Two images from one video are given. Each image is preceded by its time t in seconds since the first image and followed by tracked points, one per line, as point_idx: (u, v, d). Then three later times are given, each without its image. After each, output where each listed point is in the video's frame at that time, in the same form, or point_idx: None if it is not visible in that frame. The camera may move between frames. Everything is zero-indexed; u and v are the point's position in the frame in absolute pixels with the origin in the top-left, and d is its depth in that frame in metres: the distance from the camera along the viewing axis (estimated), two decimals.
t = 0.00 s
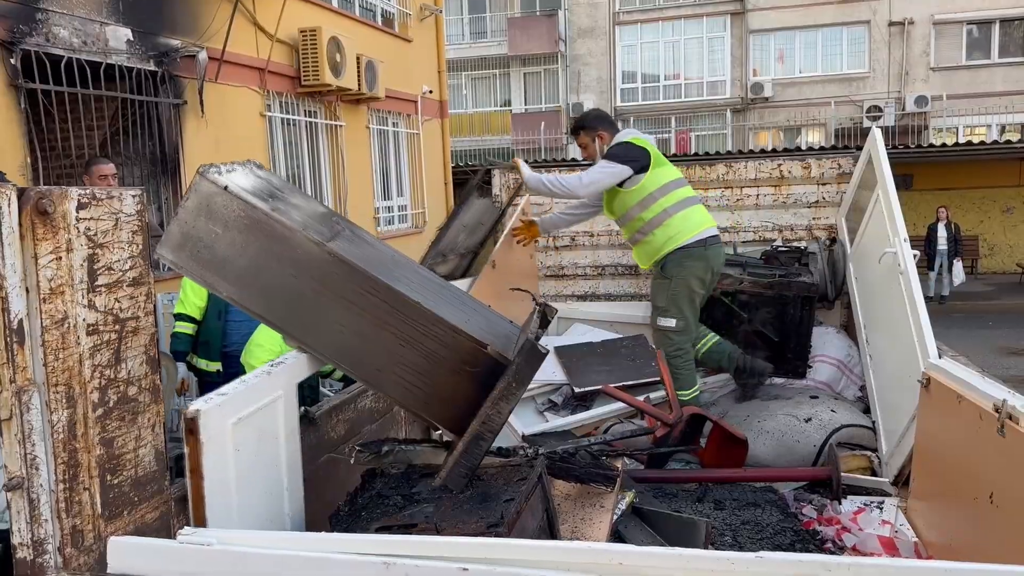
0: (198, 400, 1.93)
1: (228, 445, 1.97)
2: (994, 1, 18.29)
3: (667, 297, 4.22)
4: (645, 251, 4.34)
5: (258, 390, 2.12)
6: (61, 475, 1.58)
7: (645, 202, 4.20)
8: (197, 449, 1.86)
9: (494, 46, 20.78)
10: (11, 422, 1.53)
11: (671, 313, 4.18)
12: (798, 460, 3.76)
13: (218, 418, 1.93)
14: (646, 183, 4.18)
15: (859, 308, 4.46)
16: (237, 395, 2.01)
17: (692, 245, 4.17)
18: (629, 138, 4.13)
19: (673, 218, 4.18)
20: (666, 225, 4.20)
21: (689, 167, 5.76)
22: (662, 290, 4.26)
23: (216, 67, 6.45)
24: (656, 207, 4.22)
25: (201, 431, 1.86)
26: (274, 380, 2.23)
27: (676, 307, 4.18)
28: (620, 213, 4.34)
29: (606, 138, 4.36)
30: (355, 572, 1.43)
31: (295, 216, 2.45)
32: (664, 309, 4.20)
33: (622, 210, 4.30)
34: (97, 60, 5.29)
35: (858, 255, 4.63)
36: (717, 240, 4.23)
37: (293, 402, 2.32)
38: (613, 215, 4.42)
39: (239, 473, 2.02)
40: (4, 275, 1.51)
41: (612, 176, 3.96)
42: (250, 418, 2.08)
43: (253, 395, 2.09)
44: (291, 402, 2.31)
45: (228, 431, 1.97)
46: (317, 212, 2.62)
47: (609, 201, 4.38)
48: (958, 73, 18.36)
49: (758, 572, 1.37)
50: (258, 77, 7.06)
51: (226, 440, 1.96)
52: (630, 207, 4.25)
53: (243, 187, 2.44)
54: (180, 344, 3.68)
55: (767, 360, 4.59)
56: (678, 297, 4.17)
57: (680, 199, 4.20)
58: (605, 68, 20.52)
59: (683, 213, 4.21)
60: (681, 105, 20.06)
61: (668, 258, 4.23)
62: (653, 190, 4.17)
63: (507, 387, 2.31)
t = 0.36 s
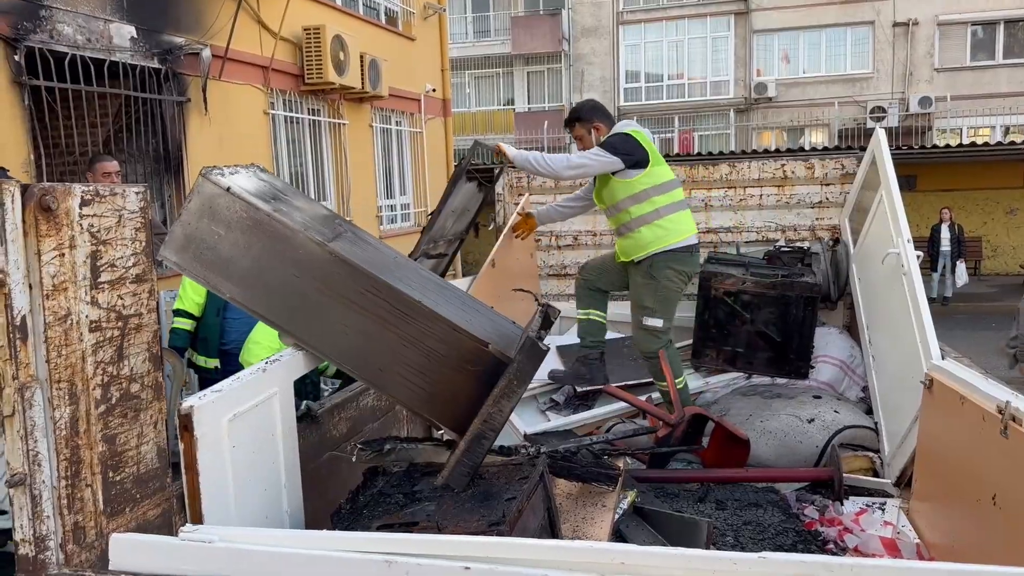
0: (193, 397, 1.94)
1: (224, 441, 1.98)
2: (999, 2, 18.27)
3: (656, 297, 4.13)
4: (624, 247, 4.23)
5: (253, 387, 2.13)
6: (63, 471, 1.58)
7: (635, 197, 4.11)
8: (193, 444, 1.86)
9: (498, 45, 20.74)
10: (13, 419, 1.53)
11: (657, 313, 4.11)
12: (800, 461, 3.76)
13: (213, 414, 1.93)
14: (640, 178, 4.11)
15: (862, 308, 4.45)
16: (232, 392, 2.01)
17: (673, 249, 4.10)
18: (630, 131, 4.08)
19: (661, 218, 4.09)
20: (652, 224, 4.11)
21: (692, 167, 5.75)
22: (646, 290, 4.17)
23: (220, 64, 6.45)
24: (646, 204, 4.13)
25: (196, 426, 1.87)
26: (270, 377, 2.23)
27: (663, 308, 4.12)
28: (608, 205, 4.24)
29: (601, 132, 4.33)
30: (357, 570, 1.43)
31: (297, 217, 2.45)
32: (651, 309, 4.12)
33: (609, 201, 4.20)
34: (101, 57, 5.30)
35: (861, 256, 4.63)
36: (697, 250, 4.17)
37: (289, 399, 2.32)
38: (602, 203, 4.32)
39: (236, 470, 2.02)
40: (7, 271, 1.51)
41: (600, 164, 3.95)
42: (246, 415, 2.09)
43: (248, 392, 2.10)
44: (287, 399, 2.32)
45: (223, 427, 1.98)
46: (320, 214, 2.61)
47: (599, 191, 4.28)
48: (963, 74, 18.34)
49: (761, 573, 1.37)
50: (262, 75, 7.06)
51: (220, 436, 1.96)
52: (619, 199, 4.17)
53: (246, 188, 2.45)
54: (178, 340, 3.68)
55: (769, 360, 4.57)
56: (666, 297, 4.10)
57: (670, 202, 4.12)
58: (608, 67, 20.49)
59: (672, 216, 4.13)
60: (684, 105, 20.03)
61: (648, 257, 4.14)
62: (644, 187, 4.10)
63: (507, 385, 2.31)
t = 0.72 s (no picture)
0: (206, 389, 1.94)
1: (236, 433, 1.98)
2: None
3: (627, 304, 4.09)
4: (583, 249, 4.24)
5: (265, 379, 2.13)
6: (78, 462, 1.58)
7: (594, 202, 4.10)
8: (205, 436, 1.86)
9: (511, 40, 20.68)
10: (30, 409, 1.51)
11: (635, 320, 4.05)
12: (813, 457, 3.74)
13: (225, 405, 1.94)
14: (600, 182, 4.08)
15: (875, 305, 4.43)
16: (244, 384, 2.02)
17: (627, 257, 4.07)
18: (595, 134, 4.04)
19: (617, 225, 4.07)
20: (608, 229, 4.09)
21: (706, 162, 5.74)
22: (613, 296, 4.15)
23: (234, 59, 6.48)
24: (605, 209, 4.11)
25: (209, 419, 1.87)
26: (282, 369, 2.24)
27: (637, 314, 4.07)
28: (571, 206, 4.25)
29: (573, 131, 4.29)
30: (369, 563, 1.43)
31: (309, 211, 2.46)
32: (625, 317, 4.07)
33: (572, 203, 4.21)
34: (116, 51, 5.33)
35: (875, 252, 4.60)
36: (655, 258, 4.11)
37: (302, 392, 2.33)
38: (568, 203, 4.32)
39: (249, 462, 2.03)
40: (24, 262, 1.50)
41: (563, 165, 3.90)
42: (258, 408, 2.09)
43: (260, 384, 2.11)
44: (300, 392, 2.32)
45: (236, 419, 1.99)
46: (333, 208, 2.62)
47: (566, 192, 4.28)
48: (979, 71, 18.20)
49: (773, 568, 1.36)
50: (275, 69, 7.09)
51: (233, 427, 1.97)
52: (580, 202, 4.17)
53: (259, 183, 2.46)
54: (188, 333, 3.69)
55: (782, 357, 4.56)
56: (636, 304, 4.06)
57: (629, 208, 4.08)
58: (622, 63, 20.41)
59: (629, 222, 4.09)
60: (697, 101, 19.93)
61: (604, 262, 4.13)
62: (603, 192, 4.07)
63: (518, 379, 2.30)
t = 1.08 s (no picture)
0: (233, 375, 1.97)
1: (262, 419, 2.01)
2: None
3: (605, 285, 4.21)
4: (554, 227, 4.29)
5: (290, 366, 2.16)
6: (107, 446, 1.60)
7: (560, 182, 4.11)
8: (232, 422, 1.89)
9: (536, 30, 20.51)
10: (59, 394, 1.53)
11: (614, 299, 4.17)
12: (839, 451, 3.71)
13: (252, 391, 1.96)
14: (565, 163, 4.08)
15: (904, 298, 4.37)
16: (270, 371, 2.04)
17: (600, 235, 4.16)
18: (560, 113, 4.01)
19: (586, 204, 4.12)
20: (578, 208, 4.13)
21: (733, 152, 5.68)
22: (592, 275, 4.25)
23: (261, 48, 6.52)
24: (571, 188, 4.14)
25: (236, 405, 1.90)
26: (306, 357, 2.25)
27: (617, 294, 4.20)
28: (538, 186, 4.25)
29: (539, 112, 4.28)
30: (392, 550, 1.44)
31: (335, 200, 2.47)
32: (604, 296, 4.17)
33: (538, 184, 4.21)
34: (144, 41, 5.38)
35: (904, 244, 4.54)
36: (629, 232, 4.21)
37: (326, 380, 2.34)
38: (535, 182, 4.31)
39: (274, 448, 2.05)
40: (54, 249, 1.53)
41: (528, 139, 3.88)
42: (283, 394, 2.12)
43: (285, 371, 2.13)
44: (325, 380, 2.34)
45: (262, 405, 2.01)
46: (358, 198, 2.63)
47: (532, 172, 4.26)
48: (1014, 60, 17.83)
49: (798, 560, 1.35)
50: (302, 59, 7.13)
51: (260, 413, 2.00)
52: (546, 182, 4.18)
53: (286, 172, 2.48)
54: (215, 320, 3.76)
55: (807, 350, 4.51)
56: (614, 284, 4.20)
57: (596, 186, 4.13)
58: (648, 52, 20.23)
59: (598, 199, 4.15)
60: (724, 90, 19.73)
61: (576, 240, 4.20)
62: (568, 172, 4.08)
63: (541, 368, 2.29)
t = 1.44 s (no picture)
0: (277, 357, 2.02)
1: (306, 400, 2.05)
2: None
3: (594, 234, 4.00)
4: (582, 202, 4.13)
5: (333, 349, 2.19)
6: (155, 425, 1.65)
7: (596, 151, 3.99)
8: (276, 403, 1.93)
9: (578, 12, 20.51)
10: (110, 373, 1.58)
11: (602, 247, 3.96)
12: (882, 442, 3.65)
13: (297, 373, 2.01)
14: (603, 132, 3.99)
15: (953, 286, 4.27)
16: (313, 353, 2.08)
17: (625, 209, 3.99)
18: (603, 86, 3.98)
19: (617, 176, 3.98)
20: (611, 178, 3.99)
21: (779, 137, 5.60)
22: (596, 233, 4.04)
23: (305, 33, 6.58)
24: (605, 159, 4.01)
25: (280, 387, 1.94)
26: (348, 340, 2.29)
27: (610, 244, 3.97)
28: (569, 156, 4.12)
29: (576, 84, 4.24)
30: (432, 533, 1.47)
31: (376, 186, 2.50)
32: (595, 241, 3.96)
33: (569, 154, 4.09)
34: (190, 26, 5.49)
35: (954, 230, 4.42)
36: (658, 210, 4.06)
37: (368, 363, 2.38)
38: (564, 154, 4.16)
39: (317, 429, 2.09)
40: (105, 232, 1.57)
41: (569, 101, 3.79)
42: (326, 377, 2.16)
43: (328, 353, 2.17)
44: (366, 363, 2.37)
45: (306, 387, 2.05)
46: (399, 184, 2.65)
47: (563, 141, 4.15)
48: None
49: (838, 552, 1.34)
50: (345, 43, 7.17)
51: (304, 395, 2.04)
52: (579, 152, 4.04)
53: (330, 158, 2.51)
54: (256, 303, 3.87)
55: (851, 338, 4.44)
56: (608, 233, 3.97)
57: (632, 160, 4.02)
58: (691, 34, 19.97)
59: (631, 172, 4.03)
60: (769, 73, 19.37)
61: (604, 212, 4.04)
62: (606, 141, 3.97)
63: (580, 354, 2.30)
